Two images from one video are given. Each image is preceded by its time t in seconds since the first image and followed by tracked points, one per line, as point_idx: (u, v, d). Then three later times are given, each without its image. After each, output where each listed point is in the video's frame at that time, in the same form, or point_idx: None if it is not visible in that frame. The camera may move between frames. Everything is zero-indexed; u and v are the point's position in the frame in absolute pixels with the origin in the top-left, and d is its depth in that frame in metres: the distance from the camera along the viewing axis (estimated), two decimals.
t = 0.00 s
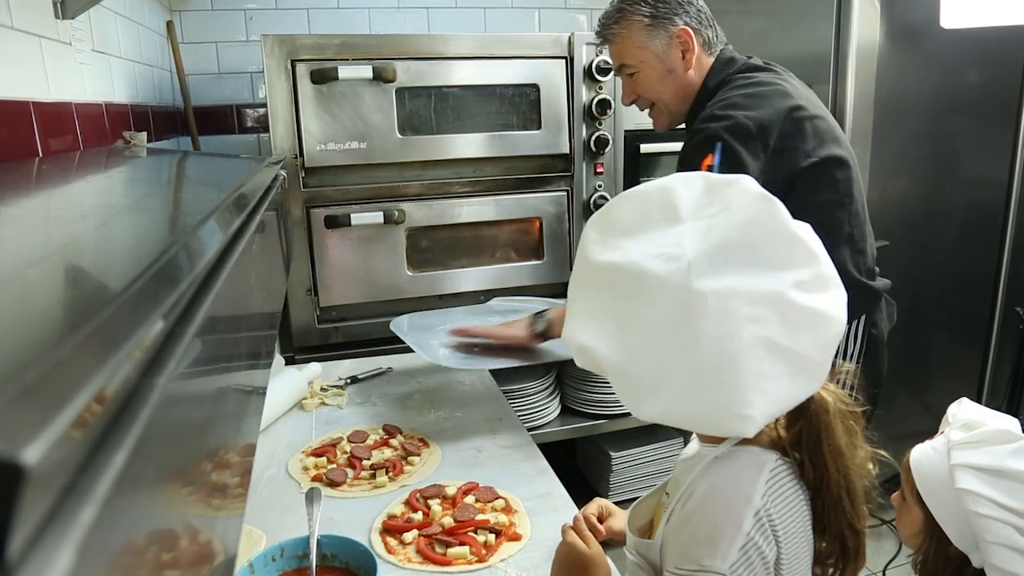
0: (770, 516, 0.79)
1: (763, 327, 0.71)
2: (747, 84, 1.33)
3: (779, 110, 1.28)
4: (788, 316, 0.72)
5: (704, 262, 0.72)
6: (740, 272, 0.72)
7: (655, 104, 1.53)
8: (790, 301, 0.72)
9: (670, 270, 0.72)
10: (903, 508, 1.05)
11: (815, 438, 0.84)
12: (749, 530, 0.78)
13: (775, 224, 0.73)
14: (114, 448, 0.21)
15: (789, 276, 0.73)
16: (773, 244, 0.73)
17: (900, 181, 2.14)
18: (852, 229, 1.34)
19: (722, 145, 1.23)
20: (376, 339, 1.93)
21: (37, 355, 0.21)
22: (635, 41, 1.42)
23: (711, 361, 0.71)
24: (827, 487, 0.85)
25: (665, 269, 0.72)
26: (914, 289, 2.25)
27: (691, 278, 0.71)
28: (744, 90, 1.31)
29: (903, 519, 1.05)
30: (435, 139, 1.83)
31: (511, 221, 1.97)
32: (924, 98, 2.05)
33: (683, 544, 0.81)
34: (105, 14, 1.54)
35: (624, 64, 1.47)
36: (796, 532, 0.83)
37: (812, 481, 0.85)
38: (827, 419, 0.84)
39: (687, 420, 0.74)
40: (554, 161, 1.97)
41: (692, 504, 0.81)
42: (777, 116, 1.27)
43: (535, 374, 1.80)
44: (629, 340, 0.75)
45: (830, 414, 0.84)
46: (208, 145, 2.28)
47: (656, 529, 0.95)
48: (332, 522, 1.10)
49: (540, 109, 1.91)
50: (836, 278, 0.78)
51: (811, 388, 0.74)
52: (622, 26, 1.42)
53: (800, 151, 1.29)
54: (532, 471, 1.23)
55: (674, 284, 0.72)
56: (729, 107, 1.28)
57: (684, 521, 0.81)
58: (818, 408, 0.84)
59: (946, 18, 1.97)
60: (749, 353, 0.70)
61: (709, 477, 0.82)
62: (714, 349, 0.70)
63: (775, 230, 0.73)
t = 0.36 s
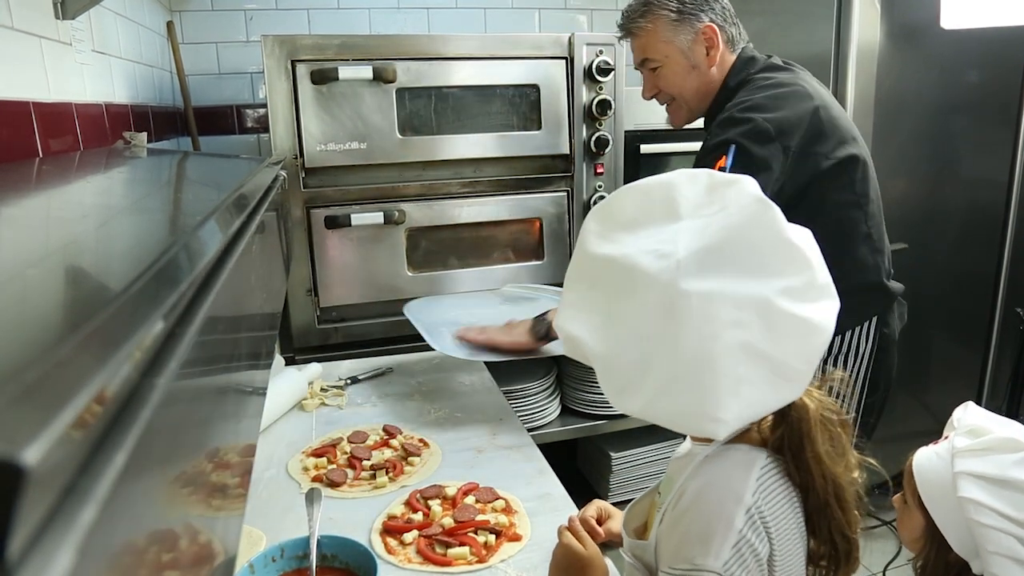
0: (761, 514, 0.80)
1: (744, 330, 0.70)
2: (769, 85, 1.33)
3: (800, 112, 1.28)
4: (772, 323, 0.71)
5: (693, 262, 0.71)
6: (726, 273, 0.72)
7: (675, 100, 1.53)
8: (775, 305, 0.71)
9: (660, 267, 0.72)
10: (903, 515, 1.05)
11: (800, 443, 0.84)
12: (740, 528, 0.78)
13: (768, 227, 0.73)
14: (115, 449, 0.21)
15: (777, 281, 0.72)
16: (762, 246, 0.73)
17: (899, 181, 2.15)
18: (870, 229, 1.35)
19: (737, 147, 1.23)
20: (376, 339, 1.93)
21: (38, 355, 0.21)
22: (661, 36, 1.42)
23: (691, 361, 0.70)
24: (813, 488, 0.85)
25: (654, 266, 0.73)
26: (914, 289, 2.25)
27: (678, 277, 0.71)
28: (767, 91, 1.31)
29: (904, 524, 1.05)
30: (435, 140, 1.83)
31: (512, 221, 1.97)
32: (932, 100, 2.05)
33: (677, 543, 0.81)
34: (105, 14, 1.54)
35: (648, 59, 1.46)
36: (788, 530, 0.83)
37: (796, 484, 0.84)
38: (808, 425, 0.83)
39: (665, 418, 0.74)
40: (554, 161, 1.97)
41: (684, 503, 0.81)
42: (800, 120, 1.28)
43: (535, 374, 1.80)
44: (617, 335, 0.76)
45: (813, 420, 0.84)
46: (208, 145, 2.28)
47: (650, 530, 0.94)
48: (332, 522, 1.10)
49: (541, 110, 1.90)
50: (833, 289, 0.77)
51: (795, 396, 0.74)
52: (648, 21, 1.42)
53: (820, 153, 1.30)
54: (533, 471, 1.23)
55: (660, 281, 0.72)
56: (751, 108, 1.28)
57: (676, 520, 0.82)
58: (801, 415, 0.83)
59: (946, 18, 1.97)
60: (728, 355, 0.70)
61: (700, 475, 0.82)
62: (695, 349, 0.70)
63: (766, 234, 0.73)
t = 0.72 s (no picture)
0: (759, 515, 0.80)
1: (737, 333, 0.71)
2: (778, 89, 1.32)
3: (813, 117, 1.27)
4: (767, 326, 0.71)
5: (690, 264, 0.71)
6: (722, 275, 0.72)
7: (686, 105, 1.52)
8: (770, 309, 0.71)
9: (656, 268, 0.72)
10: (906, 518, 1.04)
11: (795, 445, 0.83)
12: (738, 529, 0.78)
13: (766, 230, 0.73)
14: (115, 449, 0.21)
15: (773, 285, 0.72)
16: (759, 249, 0.73)
17: (900, 181, 2.15)
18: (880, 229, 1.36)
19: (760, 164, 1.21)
20: (376, 340, 1.92)
21: (38, 355, 0.21)
22: (672, 41, 1.40)
23: (686, 363, 0.71)
24: (809, 489, 0.84)
25: (650, 267, 0.72)
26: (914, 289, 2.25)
27: (674, 279, 0.71)
28: (775, 96, 1.30)
29: (904, 526, 1.05)
30: (435, 140, 1.83)
31: (512, 222, 1.97)
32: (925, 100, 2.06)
33: (677, 543, 0.81)
34: (105, 14, 1.54)
35: (658, 65, 1.44)
36: (786, 531, 0.83)
37: (790, 485, 0.84)
38: (804, 430, 0.82)
39: (659, 419, 0.74)
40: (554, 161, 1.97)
41: (682, 503, 0.81)
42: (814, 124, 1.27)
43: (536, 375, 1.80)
44: (612, 334, 0.76)
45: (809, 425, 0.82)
46: (208, 145, 2.29)
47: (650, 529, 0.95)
48: (332, 523, 1.10)
49: (541, 110, 1.90)
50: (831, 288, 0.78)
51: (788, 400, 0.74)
52: (657, 26, 1.39)
53: (836, 154, 1.31)
54: (533, 472, 1.23)
55: (655, 282, 0.72)
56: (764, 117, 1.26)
57: (674, 521, 0.82)
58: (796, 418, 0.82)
59: (946, 18, 1.97)
60: (721, 358, 0.70)
61: (698, 476, 0.82)
62: (689, 351, 0.70)
63: (763, 237, 0.73)
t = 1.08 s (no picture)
0: (762, 515, 0.79)
1: (747, 330, 0.70)
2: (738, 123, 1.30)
3: (770, 146, 1.23)
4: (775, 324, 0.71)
5: (698, 262, 0.71)
6: (730, 274, 0.72)
7: (657, 146, 1.48)
8: (779, 306, 0.71)
9: (663, 266, 0.72)
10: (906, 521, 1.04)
11: (803, 445, 0.83)
12: (741, 529, 0.78)
13: (773, 229, 0.73)
14: (115, 449, 0.21)
15: (780, 283, 0.72)
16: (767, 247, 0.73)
17: (900, 181, 2.10)
18: (874, 237, 1.32)
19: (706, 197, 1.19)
20: (377, 340, 1.92)
21: (39, 355, 0.21)
22: (640, 85, 1.36)
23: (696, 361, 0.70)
24: (817, 492, 0.84)
25: (659, 265, 0.72)
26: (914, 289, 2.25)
27: (681, 277, 0.71)
28: (733, 131, 1.28)
29: (904, 528, 1.04)
30: (435, 140, 1.83)
31: (512, 222, 1.97)
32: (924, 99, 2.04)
33: (679, 543, 0.81)
34: (105, 14, 1.54)
35: (626, 108, 1.40)
36: (789, 532, 0.83)
37: (798, 485, 0.84)
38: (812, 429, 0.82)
39: (668, 419, 0.74)
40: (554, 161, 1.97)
41: (686, 504, 0.81)
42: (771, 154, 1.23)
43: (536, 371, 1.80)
44: (619, 333, 0.75)
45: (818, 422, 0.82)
46: (208, 145, 2.29)
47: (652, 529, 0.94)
48: (332, 523, 1.10)
49: (541, 111, 1.90)
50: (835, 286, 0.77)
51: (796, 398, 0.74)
52: (623, 70, 1.36)
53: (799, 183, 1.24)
54: (534, 472, 1.23)
55: (665, 280, 0.71)
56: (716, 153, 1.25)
57: (676, 522, 0.82)
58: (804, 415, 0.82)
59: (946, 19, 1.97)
60: (732, 355, 0.70)
61: (702, 476, 0.82)
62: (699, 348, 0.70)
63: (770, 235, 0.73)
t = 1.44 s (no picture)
0: (764, 516, 0.79)
1: (763, 330, 0.71)
2: (710, 129, 1.29)
3: (749, 148, 1.22)
4: (788, 322, 0.71)
5: (710, 262, 0.71)
6: (743, 273, 0.72)
7: (628, 159, 1.47)
8: (792, 305, 0.71)
9: (676, 266, 0.72)
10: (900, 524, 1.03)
11: (812, 443, 0.84)
12: (743, 530, 0.78)
13: (784, 229, 0.73)
14: (115, 450, 0.21)
15: (790, 282, 0.72)
16: (778, 247, 0.73)
17: (900, 181, 2.10)
18: (858, 239, 1.32)
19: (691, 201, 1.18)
20: (376, 340, 1.92)
21: (39, 354, 0.21)
22: (604, 97, 1.36)
23: (713, 360, 0.70)
24: (824, 492, 0.85)
25: (671, 265, 0.72)
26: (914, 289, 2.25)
27: (696, 276, 0.71)
28: (706, 137, 1.27)
29: (900, 532, 1.04)
30: (436, 140, 1.83)
31: (512, 222, 1.97)
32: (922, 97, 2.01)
33: (680, 544, 0.81)
34: (105, 15, 1.54)
35: (592, 121, 1.40)
36: (791, 533, 0.83)
37: (806, 485, 0.85)
38: (821, 423, 0.84)
39: (682, 419, 0.73)
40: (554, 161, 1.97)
41: (686, 505, 0.81)
42: (748, 157, 1.21)
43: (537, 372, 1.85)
44: (628, 334, 0.75)
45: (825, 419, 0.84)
46: (208, 145, 2.29)
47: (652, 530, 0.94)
48: (333, 523, 1.10)
49: (541, 111, 1.90)
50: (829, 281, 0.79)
51: (808, 396, 0.74)
52: (586, 84, 1.36)
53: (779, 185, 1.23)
54: (534, 473, 1.23)
55: (679, 280, 0.71)
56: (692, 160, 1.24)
57: (677, 523, 0.82)
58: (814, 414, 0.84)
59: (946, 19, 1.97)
60: (749, 354, 0.70)
61: (704, 477, 0.82)
62: (716, 347, 0.70)
63: (779, 235, 0.73)
